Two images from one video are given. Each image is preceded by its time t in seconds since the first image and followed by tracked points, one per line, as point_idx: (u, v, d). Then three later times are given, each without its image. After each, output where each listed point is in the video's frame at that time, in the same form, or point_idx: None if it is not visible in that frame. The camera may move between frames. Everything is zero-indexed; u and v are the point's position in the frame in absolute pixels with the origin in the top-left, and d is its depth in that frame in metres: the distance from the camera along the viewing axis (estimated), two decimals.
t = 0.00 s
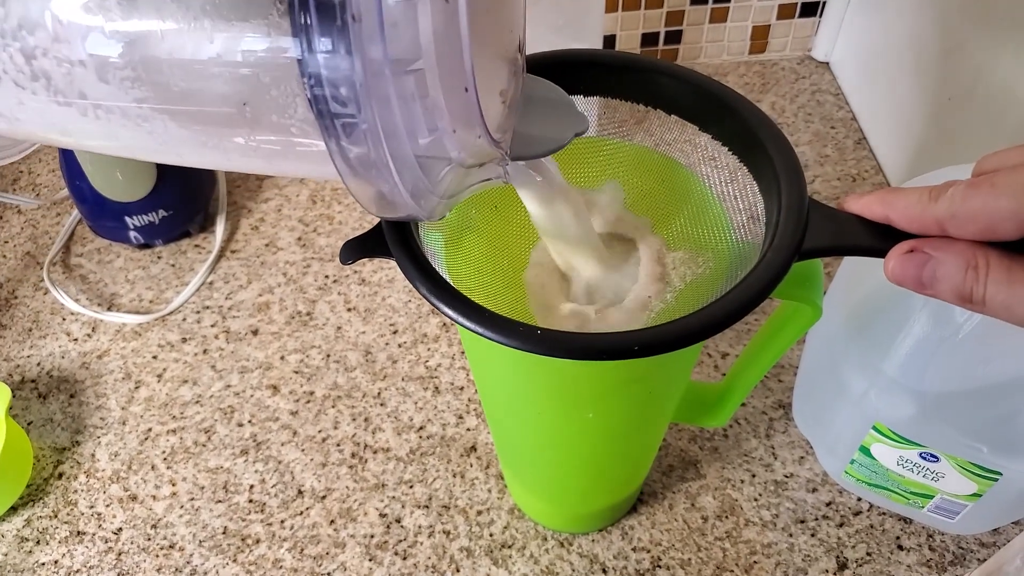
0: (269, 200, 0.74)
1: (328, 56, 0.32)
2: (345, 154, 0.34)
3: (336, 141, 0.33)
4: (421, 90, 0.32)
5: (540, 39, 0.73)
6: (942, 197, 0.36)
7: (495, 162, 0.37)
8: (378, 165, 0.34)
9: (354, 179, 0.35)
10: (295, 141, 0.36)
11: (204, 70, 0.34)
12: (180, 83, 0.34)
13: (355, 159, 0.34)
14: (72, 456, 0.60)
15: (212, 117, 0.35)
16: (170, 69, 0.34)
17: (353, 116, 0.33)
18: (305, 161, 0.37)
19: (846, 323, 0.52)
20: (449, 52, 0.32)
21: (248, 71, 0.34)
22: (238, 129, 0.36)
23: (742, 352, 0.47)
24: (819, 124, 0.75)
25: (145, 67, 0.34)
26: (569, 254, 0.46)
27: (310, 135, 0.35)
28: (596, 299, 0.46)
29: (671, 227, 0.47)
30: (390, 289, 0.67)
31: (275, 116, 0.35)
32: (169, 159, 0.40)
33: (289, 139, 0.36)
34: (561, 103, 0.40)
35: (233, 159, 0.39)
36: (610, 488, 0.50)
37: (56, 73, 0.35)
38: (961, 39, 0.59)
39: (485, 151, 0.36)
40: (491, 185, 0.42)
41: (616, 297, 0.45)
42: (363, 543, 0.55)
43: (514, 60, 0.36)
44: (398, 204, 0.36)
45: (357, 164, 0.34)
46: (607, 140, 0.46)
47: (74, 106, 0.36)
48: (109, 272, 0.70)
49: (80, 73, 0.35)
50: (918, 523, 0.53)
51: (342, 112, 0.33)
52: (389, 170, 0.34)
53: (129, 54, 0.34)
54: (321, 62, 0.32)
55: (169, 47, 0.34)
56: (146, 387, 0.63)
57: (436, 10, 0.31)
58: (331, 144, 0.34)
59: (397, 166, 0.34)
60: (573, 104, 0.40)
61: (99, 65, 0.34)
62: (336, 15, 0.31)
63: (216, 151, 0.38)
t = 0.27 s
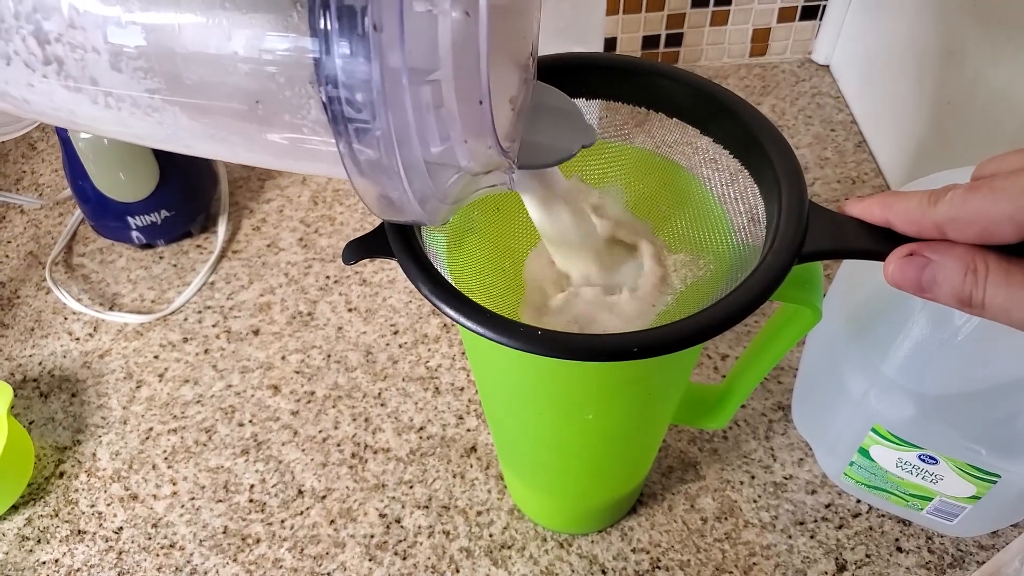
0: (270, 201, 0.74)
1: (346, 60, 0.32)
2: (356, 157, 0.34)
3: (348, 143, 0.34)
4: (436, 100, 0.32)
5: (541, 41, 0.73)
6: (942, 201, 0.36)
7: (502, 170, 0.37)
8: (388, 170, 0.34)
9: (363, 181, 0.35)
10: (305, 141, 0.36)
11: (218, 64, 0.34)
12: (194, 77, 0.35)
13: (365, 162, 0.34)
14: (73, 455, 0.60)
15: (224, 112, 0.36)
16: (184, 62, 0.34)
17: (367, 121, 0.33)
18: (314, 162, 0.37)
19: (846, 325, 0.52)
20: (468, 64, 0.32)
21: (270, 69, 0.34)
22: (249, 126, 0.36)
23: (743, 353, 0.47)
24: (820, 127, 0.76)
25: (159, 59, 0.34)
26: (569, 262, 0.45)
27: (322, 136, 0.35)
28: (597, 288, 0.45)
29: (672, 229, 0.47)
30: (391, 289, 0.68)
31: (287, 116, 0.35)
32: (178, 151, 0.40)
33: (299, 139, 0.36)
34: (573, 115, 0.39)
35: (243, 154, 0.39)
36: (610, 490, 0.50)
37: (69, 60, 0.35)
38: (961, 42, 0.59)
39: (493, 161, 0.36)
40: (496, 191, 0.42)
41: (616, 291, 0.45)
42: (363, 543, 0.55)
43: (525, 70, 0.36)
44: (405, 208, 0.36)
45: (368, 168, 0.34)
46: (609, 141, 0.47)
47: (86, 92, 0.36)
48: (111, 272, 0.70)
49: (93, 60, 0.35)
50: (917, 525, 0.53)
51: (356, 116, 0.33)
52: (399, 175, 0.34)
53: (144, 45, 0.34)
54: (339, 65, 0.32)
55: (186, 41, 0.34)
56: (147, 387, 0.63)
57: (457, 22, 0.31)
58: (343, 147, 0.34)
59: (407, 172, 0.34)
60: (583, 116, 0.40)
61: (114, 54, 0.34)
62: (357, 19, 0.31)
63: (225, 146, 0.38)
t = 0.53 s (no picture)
0: (270, 200, 0.74)
1: (359, 61, 0.32)
2: (365, 157, 0.34)
3: (357, 144, 0.33)
4: (447, 103, 0.32)
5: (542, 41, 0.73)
6: (941, 199, 0.37)
7: (506, 172, 0.37)
8: (397, 171, 0.34)
9: (371, 181, 0.35)
10: (312, 140, 0.36)
11: (232, 62, 0.34)
12: (206, 74, 0.35)
13: (373, 163, 0.34)
14: (73, 454, 0.60)
15: (235, 110, 0.36)
16: (197, 59, 0.34)
17: (377, 122, 0.33)
18: (322, 161, 0.37)
19: (846, 324, 0.52)
20: (480, 69, 0.32)
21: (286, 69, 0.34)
22: (260, 124, 0.36)
23: (743, 353, 0.47)
24: (820, 127, 0.76)
25: (172, 56, 0.34)
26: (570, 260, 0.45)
27: (332, 137, 0.35)
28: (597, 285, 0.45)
29: (672, 227, 0.47)
30: (391, 289, 0.68)
31: (298, 115, 0.35)
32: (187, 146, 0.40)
33: (307, 138, 0.36)
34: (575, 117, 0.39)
35: (251, 151, 0.39)
36: (610, 489, 0.50)
37: (82, 54, 0.35)
38: (961, 42, 0.59)
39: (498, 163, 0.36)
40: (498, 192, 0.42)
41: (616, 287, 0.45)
42: (364, 543, 0.55)
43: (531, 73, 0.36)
44: (412, 209, 0.36)
45: (376, 169, 0.34)
46: (609, 140, 0.47)
47: (98, 86, 0.36)
48: (111, 272, 0.70)
49: (105, 54, 0.35)
50: (917, 524, 0.53)
51: (367, 117, 0.33)
52: (407, 177, 0.34)
53: (158, 42, 0.34)
54: (352, 66, 0.32)
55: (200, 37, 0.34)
56: (147, 386, 0.63)
57: (471, 27, 0.32)
58: (353, 147, 0.34)
59: (416, 173, 0.34)
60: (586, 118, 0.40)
61: (126, 49, 0.34)
62: (371, 20, 0.31)
63: (234, 143, 0.38)
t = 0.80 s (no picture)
0: (269, 200, 0.74)
1: (365, 57, 0.32)
2: (368, 153, 0.34)
3: (361, 139, 0.33)
4: (453, 101, 0.33)
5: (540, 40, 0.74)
6: (936, 196, 0.37)
7: (507, 172, 0.37)
8: (399, 167, 0.34)
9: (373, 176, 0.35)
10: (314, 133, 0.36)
11: (238, 55, 0.34)
12: (211, 65, 0.34)
13: (376, 159, 0.34)
14: (72, 455, 0.60)
15: (239, 101, 0.35)
16: (203, 50, 0.34)
17: (382, 118, 0.33)
18: (323, 154, 0.37)
19: (844, 322, 0.52)
20: (487, 68, 0.32)
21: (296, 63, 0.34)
22: (263, 115, 0.36)
23: (741, 351, 0.47)
24: (817, 125, 0.76)
25: (177, 45, 0.34)
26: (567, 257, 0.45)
27: (336, 131, 0.35)
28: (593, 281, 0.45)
29: (669, 226, 0.48)
30: (390, 288, 0.68)
31: (302, 108, 0.35)
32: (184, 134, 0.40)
33: (308, 130, 0.36)
34: (575, 116, 0.39)
35: (251, 142, 0.39)
36: (608, 487, 0.50)
37: (83, 41, 0.35)
38: (958, 40, 0.60)
39: (500, 163, 0.36)
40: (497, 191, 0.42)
41: (613, 283, 0.45)
42: (363, 542, 0.55)
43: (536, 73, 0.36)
44: (414, 205, 0.36)
45: (379, 164, 0.34)
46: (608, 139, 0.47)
47: (99, 72, 0.36)
48: (109, 273, 0.70)
49: (108, 42, 0.34)
50: (915, 521, 0.54)
51: (372, 113, 0.33)
52: (410, 173, 0.34)
53: (162, 32, 0.34)
54: (358, 61, 0.32)
55: (207, 29, 0.34)
56: (146, 386, 0.63)
57: (479, 26, 0.31)
58: (356, 142, 0.34)
59: (419, 170, 0.34)
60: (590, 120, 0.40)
61: (130, 36, 0.34)
62: (380, 16, 0.31)
63: (235, 133, 0.38)
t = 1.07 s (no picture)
0: (270, 199, 0.74)
1: (368, 54, 0.32)
2: (369, 150, 0.34)
3: (362, 136, 0.34)
4: (455, 99, 0.33)
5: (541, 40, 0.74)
6: (937, 195, 0.37)
7: (509, 172, 0.37)
8: (400, 164, 0.34)
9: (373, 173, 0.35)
10: (316, 130, 0.36)
11: (241, 50, 0.34)
12: (213, 60, 0.34)
13: (378, 156, 0.34)
14: (73, 453, 0.60)
15: (242, 97, 0.35)
16: (206, 45, 0.34)
17: (383, 114, 0.33)
18: (326, 150, 0.37)
19: (845, 322, 0.52)
20: (489, 66, 0.32)
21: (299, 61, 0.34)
22: (265, 111, 0.36)
23: (741, 350, 0.47)
24: (818, 125, 0.76)
25: (180, 40, 0.34)
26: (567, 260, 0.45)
27: (338, 128, 0.35)
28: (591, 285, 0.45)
29: (671, 226, 0.48)
30: (390, 288, 0.68)
31: (304, 104, 0.35)
32: (186, 130, 0.40)
33: (311, 127, 0.36)
34: (579, 118, 0.39)
35: (253, 137, 0.39)
36: (608, 487, 0.50)
37: (87, 34, 0.35)
38: (959, 40, 0.60)
39: (503, 162, 0.36)
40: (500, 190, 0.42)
41: (614, 284, 0.45)
42: (363, 541, 0.55)
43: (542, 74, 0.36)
44: (415, 203, 0.36)
45: (381, 161, 0.34)
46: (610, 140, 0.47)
47: (102, 67, 0.36)
48: (110, 271, 0.70)
49: (110, 36, 0.34)
50: (915, 521, 0.54)
51: (373, 110, 0.33)
52: (411, 170, 0.35)
53: (165, 27, 0.34)
54: (360, 58, 0.32)
55: (211, 24, 0.34)
56: (147, 385, 0.63)
57: (482, 24, 0.31)
58: (357, 138, 0.34)
59: (420, 167, 0.35)
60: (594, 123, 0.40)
61: (132, 31, 0.34)
62: (383, 13, 0.31)
63: (237, 128, 0.38)
